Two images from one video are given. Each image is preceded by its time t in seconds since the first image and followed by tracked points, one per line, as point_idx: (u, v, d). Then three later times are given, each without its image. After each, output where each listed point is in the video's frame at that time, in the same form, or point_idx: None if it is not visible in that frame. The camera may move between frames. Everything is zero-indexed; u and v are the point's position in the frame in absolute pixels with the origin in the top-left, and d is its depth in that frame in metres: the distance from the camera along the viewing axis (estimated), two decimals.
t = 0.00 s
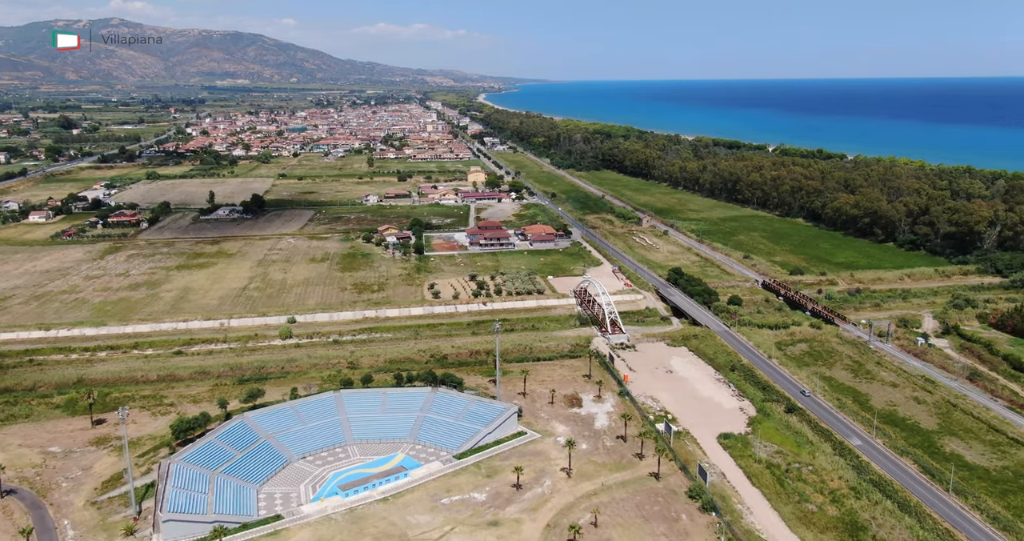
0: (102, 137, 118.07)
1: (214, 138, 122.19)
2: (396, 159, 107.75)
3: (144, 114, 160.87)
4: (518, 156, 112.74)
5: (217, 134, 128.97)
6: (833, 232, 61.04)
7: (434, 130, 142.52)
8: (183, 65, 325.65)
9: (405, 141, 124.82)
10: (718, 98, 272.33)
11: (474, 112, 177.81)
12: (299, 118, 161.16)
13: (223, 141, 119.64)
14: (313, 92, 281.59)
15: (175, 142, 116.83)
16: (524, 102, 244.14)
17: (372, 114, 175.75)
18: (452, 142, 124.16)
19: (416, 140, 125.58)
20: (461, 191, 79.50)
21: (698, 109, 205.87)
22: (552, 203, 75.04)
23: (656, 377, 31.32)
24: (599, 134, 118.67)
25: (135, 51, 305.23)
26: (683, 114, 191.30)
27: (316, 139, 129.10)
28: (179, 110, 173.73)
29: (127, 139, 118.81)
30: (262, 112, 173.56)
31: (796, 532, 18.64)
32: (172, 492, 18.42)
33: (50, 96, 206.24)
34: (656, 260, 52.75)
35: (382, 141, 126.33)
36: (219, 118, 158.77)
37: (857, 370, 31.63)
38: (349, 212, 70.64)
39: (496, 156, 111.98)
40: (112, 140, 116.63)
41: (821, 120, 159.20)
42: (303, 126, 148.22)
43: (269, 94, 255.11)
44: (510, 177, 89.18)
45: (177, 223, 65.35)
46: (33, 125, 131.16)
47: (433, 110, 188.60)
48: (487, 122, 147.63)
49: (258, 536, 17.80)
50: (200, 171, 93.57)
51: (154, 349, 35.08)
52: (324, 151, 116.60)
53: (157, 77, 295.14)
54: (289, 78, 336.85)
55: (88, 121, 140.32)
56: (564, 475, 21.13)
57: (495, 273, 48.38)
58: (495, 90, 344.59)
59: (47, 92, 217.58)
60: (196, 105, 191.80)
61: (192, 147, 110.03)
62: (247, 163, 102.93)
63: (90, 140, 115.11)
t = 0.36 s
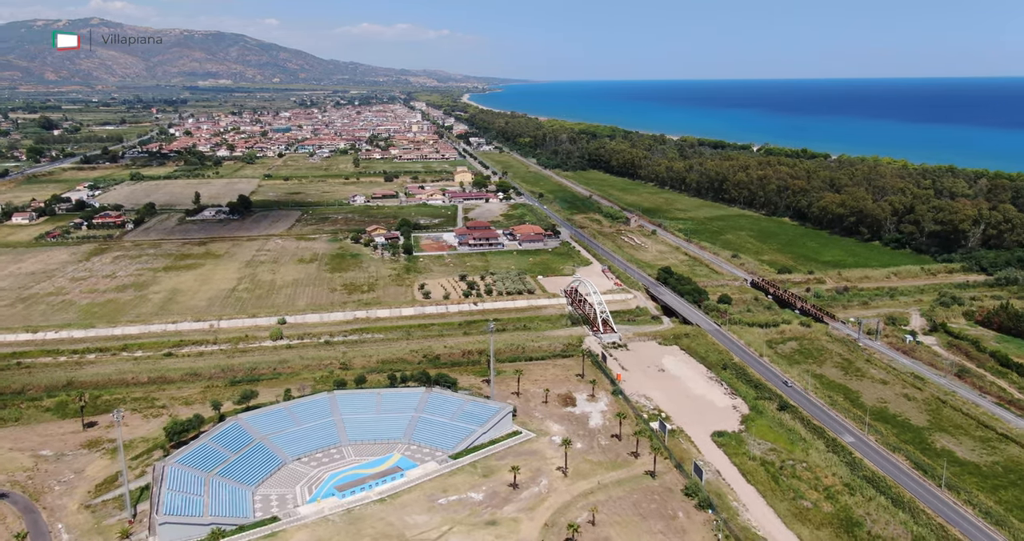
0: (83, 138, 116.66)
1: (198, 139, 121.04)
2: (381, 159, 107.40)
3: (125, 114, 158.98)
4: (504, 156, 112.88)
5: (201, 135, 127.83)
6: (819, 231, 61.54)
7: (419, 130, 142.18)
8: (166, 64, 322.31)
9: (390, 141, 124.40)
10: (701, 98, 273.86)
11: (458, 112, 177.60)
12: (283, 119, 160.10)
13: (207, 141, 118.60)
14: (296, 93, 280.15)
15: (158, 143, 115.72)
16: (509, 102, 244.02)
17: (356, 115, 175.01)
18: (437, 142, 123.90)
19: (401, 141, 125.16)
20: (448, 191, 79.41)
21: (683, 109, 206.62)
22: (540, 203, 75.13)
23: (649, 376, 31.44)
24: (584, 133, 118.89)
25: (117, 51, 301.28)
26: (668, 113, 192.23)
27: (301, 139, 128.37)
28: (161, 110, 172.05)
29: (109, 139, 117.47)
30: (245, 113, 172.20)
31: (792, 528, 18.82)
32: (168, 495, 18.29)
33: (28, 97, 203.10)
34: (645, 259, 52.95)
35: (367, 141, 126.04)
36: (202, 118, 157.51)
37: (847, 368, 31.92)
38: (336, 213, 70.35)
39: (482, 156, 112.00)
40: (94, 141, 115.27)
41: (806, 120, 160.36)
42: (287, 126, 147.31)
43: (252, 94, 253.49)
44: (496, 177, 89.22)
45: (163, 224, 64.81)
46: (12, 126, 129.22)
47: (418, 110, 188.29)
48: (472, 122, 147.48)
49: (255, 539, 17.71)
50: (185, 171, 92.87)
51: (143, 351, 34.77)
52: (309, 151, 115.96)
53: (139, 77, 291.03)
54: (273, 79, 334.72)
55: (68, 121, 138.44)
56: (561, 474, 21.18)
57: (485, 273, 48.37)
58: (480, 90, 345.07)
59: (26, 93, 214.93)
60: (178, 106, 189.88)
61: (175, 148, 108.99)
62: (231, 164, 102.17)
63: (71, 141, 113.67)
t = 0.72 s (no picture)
0: (64, 138, 115.28)
1: (182, 139, 119.96)
2: (367, 160, 107.08)
3: (106, 115, 157.17)
4: (490, 156, 112.99)
5: (184, 135, 126.75)
6: (806, 230, 62.04)
7: (405, 130, 141.86)
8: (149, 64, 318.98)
9: (376, 142, 123.97)
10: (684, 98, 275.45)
11: (442, 112, 177.35)
12: (266, 119, 159.09)
13: (191, 142, 117.57)
14: (279, 93, 278.76)
15: (140, 144, 114.64)
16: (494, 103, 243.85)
17: (341, 115, 174.32)
18: (423, 142, 123.64)
19: (387, 141, 124.76)
20: (436, 191, 79.34)
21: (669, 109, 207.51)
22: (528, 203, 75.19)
23: (642, 375, 31.56)
24: (570, 133, 119.15)
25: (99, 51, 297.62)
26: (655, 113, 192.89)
27: (285, 140, 127.68)
28: (142, 110, 170.05)
29: (91, 140, 116.26)
30: (228, 113, 170.84)
31: (788, 525, 18.99)
32: (163, 498, 18.16)
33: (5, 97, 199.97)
34: (634, 259, 53.15)
35: (352, 141, 125.61)
36: (186, 119, 156.27)
37: (838, 366, 32.19)
38: (324, 213, 70.08)
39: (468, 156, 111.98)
40: (75, 142, 114.05)
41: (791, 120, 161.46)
42: (271, 127, 146.47)
43: (235, 94, 251.87)
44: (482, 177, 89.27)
45: (148, 225, 64.28)
46: None
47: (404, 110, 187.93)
48: (457, 123, 147.24)
49: None
50: (169, 172, 92.18)
51: (132, 353, 34.48)
52: (294, 151, 115.38)
53: (120, 78, 287.55)
54: (258, 80, 332.76)
55: (48, 122, 136.70)
56: (557, 473, 21.23)
57: (475, 273, 48.35)
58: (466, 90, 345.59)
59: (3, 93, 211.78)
60: (160, 106, 188.05)
61: (159, 149, 108.02)
62: (216, 165, 101.49)
63: (54, 142, 112.35)
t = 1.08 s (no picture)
0: (46, 139, 113.82)
1: (165, 140, 118.95)
2: (353, 160, 106.69)
3: (88, 116, 155.26)
4: (476, 156, 113.12)
5: (168, 136, 125.62)
6: (793, 229, 62.50)
7: (391, 131, 141.43)
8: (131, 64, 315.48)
9: (362, 142, 123.46)
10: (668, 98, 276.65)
11: (427, 113, 176.94)
12: (250, 120, 157.99)
13: (176, 143, 116.56)
14: (261, 94, 276.72)
15: (123, 144, 113.42)
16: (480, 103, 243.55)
17: (325, 116, 173.41)
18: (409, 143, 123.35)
19: (373, 141, 124.24)
20: (423, 191, 79.25)
21: (655, 109, 208.18)
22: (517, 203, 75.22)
23: (635, 374, 31.68)
24: (557, 133, 119.30)
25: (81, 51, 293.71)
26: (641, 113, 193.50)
27: (270, 140, 126.86)
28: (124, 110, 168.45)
29: (73, 141, 114.89)
30: (212, 114, 169.42)
31: (784, 522, 19.13)
32: (159, 500, 18.01)
33: None
34: (623, 258, 53.31)
35: (338, 141, 125.17)
36: (169, 119, 154.79)
37: (829, 363, 32.46)
38: (312, 214, 69.77)
39: (454, 156, 111.98)
40: (57, 143, 112.70)
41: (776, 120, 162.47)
42: (256, 127, 145.58)
43: (218, 95, 249.87)
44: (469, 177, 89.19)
45: (134, 226, 63.70)
46: None
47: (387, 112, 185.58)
48: (442, 123, 147.01)
49: None
50: (154, 173, 91.36)
51: (122, 355, 34.16)
52: (280, 152, 114.67)
53: (102, 77, 283.86)
54: (243, 80, 330.21)
55: (29, 123, 134.87)
56: (554, 472, 21.28)
57: (465, 273, 48.32)
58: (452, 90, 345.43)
59: None
60: (142, 106, 186.08)
61: (142, 149, 107.01)
62: (201, 166, 100.73)
63: (35, 143, 110.96)
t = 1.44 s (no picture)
0: (27, 141, 112.32)
1: (149, 141, 117.84)
2: (339, 161, 106.25)
3: (69, 117, 153.23)
4: (463, 156, 113.10)
5: (151, 137, 124.35)
6: (780, 228, 62.92)
7: (376, 131, 140.97)
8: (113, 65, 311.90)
9: (348, 143, 122.91)
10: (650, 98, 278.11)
11: (412, 113, 176.45)
12: (234, 121, 156.77)
13: (160, 144, 115.46)
14: (244, 95, 274.73)
15: (106, 145, 112.11)
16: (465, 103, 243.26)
17: (309, 116, 172.48)
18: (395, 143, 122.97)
19: (358, 142, 123.67)
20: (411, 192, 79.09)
21: (640, 110, 208.97)
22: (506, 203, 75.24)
23: (628, 373, 31.78)
24: (543, 133, 119.41)
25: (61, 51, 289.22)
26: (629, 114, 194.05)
27: (256, 141, 125.99)
28: (107, 111, 166.50)
29: (55, 142, 113.46)
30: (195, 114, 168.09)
31: (781, 519, 19.27)
32: (156, 503, 17.90)
33: None
34: (613, 258, 53.48)
35: (324, 142, 124.67)
36: (152, 120, 153.17)
37: (819, 361, 32.73)
38: (299, 215, 69.43)
39: (441, 157, 111.90)
40: (38, 144, 111.24)
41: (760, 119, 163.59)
42: (241, 128, 144.49)
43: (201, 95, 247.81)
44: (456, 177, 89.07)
45: (120, 228, 63.08)
46: None
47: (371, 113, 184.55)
48: (428, 123, 146.65)
49: None
50: (138, 174, 90.51)
51: (112, 358, 33.81)
52: (265, 152, 113.92)
53: (83, 78, 280.10)
54: (227, 81, 327.57)
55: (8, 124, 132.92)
56: (550, 471, 21.32)
57: (455, 274, 48.28)
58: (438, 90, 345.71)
59: None
60: (124, 107, 184.06)
61: (126, 150, 105.89)
62: (186, 167, 99.89)
63: (17, 144, 109.47)
